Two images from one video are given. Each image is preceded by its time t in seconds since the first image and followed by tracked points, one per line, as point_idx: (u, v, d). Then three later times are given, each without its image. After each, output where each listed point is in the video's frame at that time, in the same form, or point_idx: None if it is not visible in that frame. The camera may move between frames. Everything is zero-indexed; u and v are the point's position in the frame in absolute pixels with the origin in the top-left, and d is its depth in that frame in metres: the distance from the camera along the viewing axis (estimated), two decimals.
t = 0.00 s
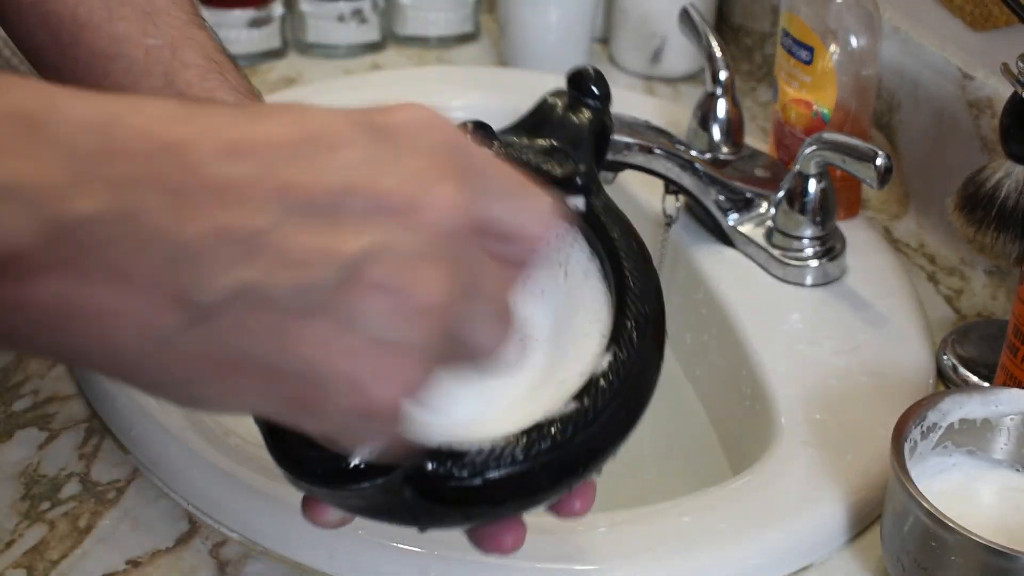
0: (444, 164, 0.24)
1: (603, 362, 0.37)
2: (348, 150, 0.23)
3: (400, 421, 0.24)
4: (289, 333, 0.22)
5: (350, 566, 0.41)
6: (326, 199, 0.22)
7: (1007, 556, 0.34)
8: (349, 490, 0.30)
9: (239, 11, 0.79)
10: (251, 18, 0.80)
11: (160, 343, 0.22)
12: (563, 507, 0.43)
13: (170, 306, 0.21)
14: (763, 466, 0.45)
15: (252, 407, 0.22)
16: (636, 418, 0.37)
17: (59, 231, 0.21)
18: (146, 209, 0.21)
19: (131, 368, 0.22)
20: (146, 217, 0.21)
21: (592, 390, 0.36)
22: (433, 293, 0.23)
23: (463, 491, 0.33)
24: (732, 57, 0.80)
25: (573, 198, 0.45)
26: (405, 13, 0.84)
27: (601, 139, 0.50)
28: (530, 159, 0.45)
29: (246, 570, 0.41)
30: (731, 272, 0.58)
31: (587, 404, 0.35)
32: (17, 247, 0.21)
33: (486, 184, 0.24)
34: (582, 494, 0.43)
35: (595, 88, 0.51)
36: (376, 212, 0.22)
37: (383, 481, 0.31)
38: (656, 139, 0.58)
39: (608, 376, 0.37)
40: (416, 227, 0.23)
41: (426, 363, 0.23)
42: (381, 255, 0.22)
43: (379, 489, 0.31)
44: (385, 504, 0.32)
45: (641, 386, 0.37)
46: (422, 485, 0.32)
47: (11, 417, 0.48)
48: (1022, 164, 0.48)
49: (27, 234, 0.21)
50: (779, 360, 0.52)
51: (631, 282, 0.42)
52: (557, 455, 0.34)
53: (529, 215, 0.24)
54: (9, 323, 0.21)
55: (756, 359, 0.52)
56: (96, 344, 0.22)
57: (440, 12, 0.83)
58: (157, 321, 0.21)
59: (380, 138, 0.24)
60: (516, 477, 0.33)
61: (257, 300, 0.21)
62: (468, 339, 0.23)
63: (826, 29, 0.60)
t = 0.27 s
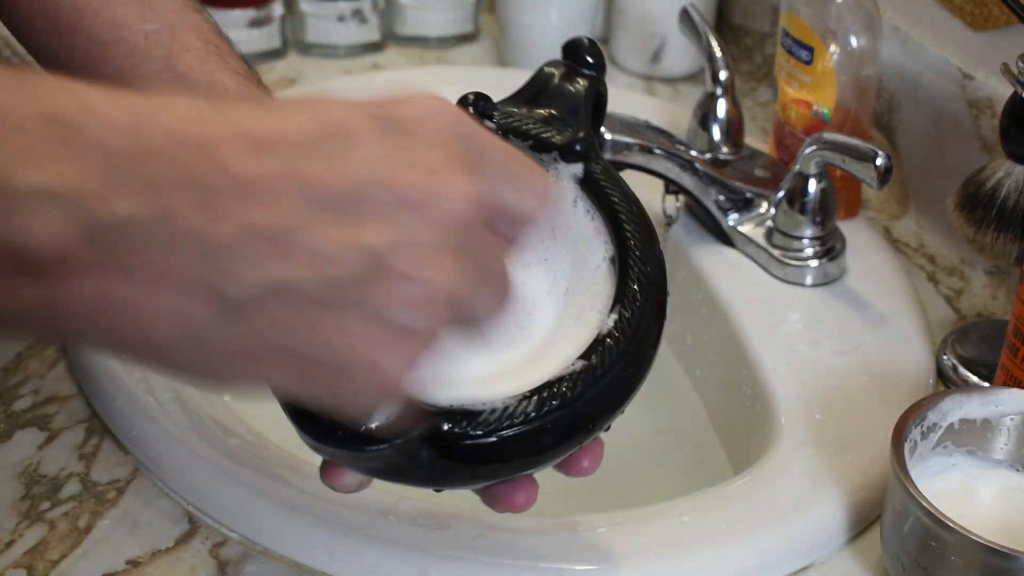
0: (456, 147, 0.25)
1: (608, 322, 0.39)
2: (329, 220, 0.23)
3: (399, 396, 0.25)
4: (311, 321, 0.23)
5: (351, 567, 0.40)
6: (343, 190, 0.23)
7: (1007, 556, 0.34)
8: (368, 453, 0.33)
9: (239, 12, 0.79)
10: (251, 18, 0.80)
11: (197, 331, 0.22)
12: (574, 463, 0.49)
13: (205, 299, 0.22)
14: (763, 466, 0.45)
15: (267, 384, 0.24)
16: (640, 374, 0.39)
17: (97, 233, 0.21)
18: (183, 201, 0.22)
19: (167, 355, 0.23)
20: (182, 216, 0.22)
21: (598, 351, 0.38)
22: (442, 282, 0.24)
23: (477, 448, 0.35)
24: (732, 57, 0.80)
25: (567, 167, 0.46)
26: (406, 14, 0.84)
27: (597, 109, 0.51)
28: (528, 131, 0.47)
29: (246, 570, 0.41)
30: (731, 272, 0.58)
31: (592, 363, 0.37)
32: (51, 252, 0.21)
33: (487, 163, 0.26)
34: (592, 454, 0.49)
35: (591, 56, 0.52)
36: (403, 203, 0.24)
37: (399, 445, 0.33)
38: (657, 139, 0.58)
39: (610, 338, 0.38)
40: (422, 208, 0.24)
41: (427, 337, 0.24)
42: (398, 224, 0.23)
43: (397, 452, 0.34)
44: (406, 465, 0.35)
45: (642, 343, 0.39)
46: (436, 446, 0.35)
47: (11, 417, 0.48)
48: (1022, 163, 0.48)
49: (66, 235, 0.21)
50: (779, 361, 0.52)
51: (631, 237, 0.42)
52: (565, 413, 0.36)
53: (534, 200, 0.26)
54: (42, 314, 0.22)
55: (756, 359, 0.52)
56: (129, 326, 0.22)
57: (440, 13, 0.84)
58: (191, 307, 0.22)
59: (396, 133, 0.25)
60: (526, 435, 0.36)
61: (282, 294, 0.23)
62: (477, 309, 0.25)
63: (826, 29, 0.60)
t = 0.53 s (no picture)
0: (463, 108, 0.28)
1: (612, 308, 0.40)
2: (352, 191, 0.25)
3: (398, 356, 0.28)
4: (333, 276, 0.25)
5: (351, 567, 0.40)
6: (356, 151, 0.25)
7: (1007, 555, 0.34)
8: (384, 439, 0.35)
9: (239, 11, 0.79)
10: (251, 18, 0.80)
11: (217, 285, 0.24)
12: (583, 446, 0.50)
13: (226, 255, 0.24)
14: (763, 466, 0.45)
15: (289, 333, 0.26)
16: (648, 350, 0.40)
17: (127, 196, 0.23)
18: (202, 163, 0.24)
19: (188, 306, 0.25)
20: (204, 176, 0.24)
21: (605, 334, 0.39)
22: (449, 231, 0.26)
23: (489, 433, 0.36)
24: (732, 57, 0.80)
25: (567, 150, 0.44)
26: (405, 14, 0.84)
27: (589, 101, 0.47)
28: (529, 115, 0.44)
29: (246, 570, 0.41)
30: (731, 272, 0.58)
31: (600, 347, 0.38)
32: (83, 209, 0.23)
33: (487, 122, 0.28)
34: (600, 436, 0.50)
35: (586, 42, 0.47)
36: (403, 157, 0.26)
37: (411, 432, 0.36)
38: (657, 139, 0.58)
39: (616, 321, 0.39)
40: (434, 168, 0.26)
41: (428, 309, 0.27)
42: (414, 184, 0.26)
43: (410, 438, 0.36)
44: (421, 451, 0.37)
45: (648, 323, 0.40)
46: (452, 431, 0.36)
47: (11, 417, 0.48)
48: (1022, 163, 0.48)
49: (97, 197, 0.23)
50: (779, 361, 0.52)
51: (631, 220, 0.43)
52: (574, 396, 0.37)
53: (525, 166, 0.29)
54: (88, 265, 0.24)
55: (756, 359, 0.52)
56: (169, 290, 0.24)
57: (440, 13, 0.84)
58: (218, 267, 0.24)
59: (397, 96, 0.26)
60: (537, 418, 0.37)
61: (297, 255, 0.25)
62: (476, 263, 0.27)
63: (826, 29, 0.60)
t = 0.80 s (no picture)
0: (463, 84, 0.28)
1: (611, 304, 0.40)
2: (350, 178, 0.25)
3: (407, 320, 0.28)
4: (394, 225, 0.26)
5: (350, 567, 0.40)
6: (354, 139, 0.25)
7: (1007, 555, 0.34)
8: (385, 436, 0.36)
9: (238, 11, 0.79)
10: (251, 18, 0.80)
11: (212, 276, 0.26)
12: (579, 442, 0.50)
13: (221, 229, 0.25)
14: (763, 466, 0.45)
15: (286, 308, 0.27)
16: (645, 350, 0.40)
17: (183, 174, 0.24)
18: (203, 161, 0.24)
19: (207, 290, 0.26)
20: (200, 165, 0.24)
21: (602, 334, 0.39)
22: (455, 211, 0.26)
23: (488, 429, 0.36)
24: (732, 57, 0.80)
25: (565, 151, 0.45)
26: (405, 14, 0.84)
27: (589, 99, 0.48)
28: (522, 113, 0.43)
29: (246, 570, 0.41)
30: (731, 272, 0.58)
31: (597, 345, 0.38)
32: (93, 209, 0.24)
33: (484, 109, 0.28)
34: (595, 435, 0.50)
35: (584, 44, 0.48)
36: (404, 142, 0.26)
37: (411, 428, 0.36)
38: (656, 139, 0.58)
39: (613, 320, 0.39)
40: (431, 151, 0.26)
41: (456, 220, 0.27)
42: (413, 177, 0.26)
43: (410, 434, 0.36)
44: (420, 447, 0.37)
45: (644, 321, 0.40)
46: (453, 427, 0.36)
47: (11, 417, 0.48)
48: (1022, 163, 0.48)
49: (102, 198, 0.24)
50: (779, 361, 0.52)
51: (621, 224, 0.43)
52: (574, 393, 0.37)
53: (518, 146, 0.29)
54: (102, 257, 0.25)
55: (756, 359, 0.52)
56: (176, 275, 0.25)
57: (440, 13, 0.84)
58: (216, 262, 0.25)
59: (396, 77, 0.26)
60: (536, 415, 0.37)
61: (304, 233, 0.25)
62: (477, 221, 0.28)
63: (826, 29, 0.60)
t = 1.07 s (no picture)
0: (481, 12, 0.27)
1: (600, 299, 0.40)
2: (380, 121, 0.26)
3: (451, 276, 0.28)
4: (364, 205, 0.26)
5: (350, 567, 0.40)
6: (394, 91, 0.26)
7: (1007, 556, 0.34)
8: (373, 431, 0.36)
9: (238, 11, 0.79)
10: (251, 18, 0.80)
11: (258, 234, 0.25)
12: (573, 441, 0.50)
13: (266, 191, 0.25)
14: (763, 466, 0.45)
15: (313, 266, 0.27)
16: (639, 344, 0.40)
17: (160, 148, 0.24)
18: (237, 109, 0.24)
19: (243, 249, 0.26)
20: (226, 123, 0.24)
21: (593, 329, 0.39)
22: (476, 161, 0.27)
23: (478, 425, 0.37)
24: (732, 57, 0.80)
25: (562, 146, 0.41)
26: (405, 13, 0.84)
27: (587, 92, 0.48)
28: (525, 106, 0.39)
29: (246, 570, 0.41)
30: (731, 273, 0.58)
31: (588, 341, 0.38)
32: (130, 163, 0.24)
33: (503, 45, 0.27)
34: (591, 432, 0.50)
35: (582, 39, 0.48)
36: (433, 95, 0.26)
37: (399, 424, 0.36)
38: (657, 139, 0.58)
39: (604, 316, 0.39)
40: (453, 99, 0.26)
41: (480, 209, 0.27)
42: (438, 113, 0.26)
43: (398, 430, 0.36)
44: (409, 445, 0.37)
45: (637, 315, 0.40)
46: (442, 423, 0.37)
47: (11, 417, 0.48)
48: (1022, 163, 0.48)
49: (136, 149, 0.24)
50: (779, 361, 0.52)
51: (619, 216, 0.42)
52: (563, 389, 0.37)
53: (542, 63, 0.27)
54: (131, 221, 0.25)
55: (756, 359, 0.52)
56: (219, 237, 0.25)
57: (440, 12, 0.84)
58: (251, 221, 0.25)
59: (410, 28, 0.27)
60: (525, 412, 0.37)
61: (332, 181, 0.25)
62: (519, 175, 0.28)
63: (826, 29, 0.60)
